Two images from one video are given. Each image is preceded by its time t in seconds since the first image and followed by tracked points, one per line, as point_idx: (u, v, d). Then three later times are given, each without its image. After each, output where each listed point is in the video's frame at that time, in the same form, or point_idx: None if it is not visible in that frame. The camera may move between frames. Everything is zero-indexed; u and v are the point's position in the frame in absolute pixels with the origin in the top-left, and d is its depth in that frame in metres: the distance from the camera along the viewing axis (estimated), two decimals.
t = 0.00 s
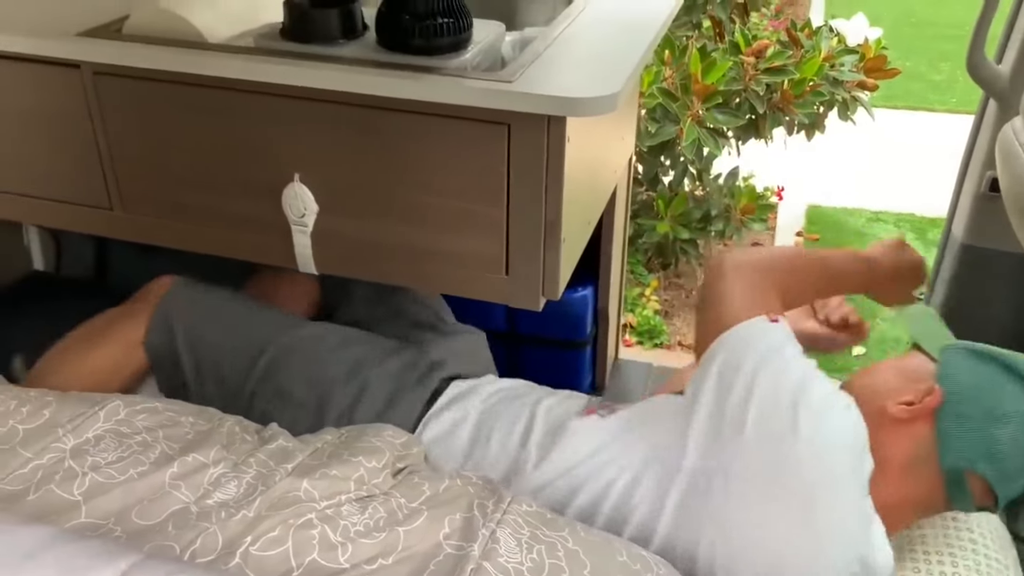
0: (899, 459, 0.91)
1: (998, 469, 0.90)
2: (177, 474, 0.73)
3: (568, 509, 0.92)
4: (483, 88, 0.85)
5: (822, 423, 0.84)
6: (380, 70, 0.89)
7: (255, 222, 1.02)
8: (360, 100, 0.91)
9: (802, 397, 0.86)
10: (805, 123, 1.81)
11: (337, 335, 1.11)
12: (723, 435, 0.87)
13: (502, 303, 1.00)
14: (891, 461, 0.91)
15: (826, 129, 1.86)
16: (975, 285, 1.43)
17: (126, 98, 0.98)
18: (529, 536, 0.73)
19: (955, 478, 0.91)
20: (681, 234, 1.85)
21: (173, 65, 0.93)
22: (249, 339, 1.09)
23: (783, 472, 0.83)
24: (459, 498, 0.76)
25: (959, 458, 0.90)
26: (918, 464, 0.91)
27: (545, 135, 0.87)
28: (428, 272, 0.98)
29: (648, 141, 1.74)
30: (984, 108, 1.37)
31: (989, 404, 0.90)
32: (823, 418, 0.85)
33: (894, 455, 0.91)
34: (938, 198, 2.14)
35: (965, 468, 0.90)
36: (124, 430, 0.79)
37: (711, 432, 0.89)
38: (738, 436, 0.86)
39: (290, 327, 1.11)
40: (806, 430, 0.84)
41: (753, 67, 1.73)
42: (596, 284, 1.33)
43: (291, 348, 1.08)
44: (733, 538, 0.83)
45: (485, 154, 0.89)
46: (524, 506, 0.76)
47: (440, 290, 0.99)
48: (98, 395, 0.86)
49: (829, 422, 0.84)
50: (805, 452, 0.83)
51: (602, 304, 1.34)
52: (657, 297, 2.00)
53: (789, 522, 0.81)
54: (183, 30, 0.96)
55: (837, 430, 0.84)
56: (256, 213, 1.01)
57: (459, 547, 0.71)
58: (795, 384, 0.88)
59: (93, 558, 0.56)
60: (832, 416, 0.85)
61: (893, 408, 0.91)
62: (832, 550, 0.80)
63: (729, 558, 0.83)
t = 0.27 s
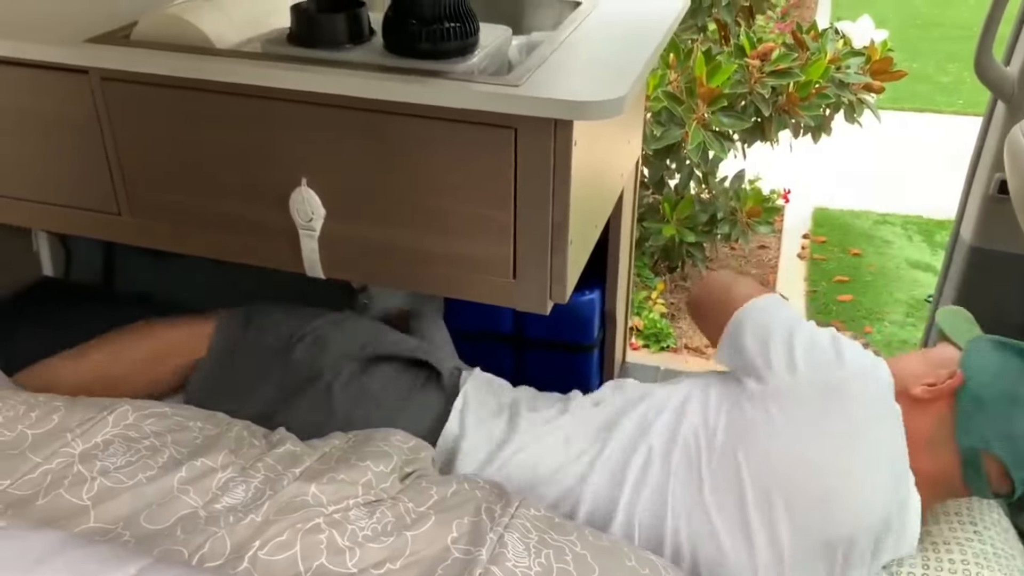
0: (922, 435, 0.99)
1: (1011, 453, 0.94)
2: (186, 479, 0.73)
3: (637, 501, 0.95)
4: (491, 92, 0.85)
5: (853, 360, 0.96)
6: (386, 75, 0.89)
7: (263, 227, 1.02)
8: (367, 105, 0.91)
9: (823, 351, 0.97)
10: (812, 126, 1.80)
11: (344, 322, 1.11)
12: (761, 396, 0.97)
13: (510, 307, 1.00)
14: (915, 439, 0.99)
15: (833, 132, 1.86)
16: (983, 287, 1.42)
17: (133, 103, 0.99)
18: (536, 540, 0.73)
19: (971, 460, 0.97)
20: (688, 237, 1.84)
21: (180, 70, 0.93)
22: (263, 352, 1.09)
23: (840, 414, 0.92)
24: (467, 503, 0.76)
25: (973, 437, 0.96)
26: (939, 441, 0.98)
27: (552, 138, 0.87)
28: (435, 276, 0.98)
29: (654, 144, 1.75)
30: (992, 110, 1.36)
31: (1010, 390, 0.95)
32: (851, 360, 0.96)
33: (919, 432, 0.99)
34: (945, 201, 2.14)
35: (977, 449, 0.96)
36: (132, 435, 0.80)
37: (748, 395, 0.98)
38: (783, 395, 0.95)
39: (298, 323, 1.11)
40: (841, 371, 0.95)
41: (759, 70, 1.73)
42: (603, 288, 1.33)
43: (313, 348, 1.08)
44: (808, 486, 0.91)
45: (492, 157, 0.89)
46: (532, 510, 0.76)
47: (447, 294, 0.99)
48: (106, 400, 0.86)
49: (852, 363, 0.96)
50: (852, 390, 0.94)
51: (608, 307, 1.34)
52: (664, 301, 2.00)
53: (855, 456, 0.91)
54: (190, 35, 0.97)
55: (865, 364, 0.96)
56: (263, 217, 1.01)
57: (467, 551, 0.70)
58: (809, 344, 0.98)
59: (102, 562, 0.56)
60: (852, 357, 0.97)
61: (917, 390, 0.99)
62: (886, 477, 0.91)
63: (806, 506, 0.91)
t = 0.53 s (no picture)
0: (897, 403, 0.98)
1: (977, 405, 0.94)
2: (180, 484, 0.74)
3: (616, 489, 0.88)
4: (485, 95, 0.85)
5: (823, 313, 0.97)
6: (381, 79, 0.90)
7: (261, 232, 1.02)
8: (362, 109, 0.91)
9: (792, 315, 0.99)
10: (814, 127, 1.80)
11: (358, 326, 1.06)
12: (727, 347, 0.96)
13: (508, 310, 1.00)
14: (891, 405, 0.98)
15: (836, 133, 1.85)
16: (986, 288, 1.42)
17: (131, 109, 0.99)
18: (530, 544, 0.73)
19: (941, 419, 0.96)
20: (691, 239, 1.83)
21: (176, 76, 0.94)
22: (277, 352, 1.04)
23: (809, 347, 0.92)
24: (461, 507, 0.76)
25: (936, 392, 0.95)
26: (911, 404, 0.97)
27: (547, 142, 0.87)
28: (433, 279, 0.99)
29: (655, 146, 1.74)
30: (992, 110, 1.36)
31: (978, 345, 0.95)
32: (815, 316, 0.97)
33: (895, 400, 0.98)
34: (949, 202, 2.13)
35: (942, 401, 0.95)
36: (128, 440, 0.80)
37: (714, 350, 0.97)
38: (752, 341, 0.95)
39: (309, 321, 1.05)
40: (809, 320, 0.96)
41: (761, 71, 1.73)
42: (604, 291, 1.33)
43: (320, 349, 1.02)
44: (787, 410, 0.87)
45: (487, 161, 0.89)
46: (526, 514, 0.76)
47: (445, 298, 0.99)
48: (103, 406, 0.86)
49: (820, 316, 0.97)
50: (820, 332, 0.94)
51: (609, 310, 1.33)
52: (668, 303, 1.99)
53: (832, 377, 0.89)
54: (186, 40, 0.97)
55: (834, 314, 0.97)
56: (260, 222, 1.02)
57: (460, 556, 0.70)
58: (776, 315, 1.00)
59: (92, 568, 0.57)
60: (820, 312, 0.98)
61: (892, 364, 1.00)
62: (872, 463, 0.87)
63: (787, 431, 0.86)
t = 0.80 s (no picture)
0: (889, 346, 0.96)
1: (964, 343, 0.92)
2: (180, 488, 0.74)
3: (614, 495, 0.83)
4: (485, 99, 0.85)
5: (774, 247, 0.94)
6: (380, 83, 0.90)
7: (263, 235, 1.03)
8: (361, 113, 0.91)
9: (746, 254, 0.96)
10: (820, 127, 1.79)
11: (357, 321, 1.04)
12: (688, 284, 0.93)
13: (509, 312, 1.00)
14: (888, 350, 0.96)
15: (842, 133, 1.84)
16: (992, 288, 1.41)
17: (133, 115, 1.00)
18: (528, 548, 0.73)
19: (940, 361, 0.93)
20: (697, 241, 1.83)
21: (177, 81, 0.94)
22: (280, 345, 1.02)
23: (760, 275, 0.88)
24: (460, 511, 0.76)
25: (921, 313, 0.94)
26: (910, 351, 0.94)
27: (547, 145, 0.87)
28: (434, 282, 0.99)
29: (660, 147, 1.73)
30: (996, 110, 1.35)
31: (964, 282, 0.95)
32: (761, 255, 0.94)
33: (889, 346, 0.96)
34: (957, 202, 2.12)
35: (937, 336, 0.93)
36: (129, 444, 0.80)
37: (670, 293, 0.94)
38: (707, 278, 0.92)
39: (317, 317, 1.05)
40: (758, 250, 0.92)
41: (767, 71, 1.72)
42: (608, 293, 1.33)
43: (323, 339, 1.01)
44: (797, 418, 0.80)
45: (486, 163, 0.89)
46: (526, 517, 0.76)
47: (447, 301, 0.99)
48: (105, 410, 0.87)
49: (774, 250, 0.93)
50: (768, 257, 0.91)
51: (613, 312, 1.33)
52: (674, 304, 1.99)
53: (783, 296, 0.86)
54: (188, 46, 0.97)
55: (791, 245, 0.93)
56: (262, 226, 1.02)
57: (458, 559, 0.71)
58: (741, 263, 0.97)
59: (89, 572, 0.57)
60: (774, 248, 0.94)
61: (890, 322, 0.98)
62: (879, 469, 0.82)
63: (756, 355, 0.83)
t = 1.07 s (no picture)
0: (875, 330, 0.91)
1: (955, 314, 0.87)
2: (184, 488, 0.74)
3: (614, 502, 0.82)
4: (490, 98, 0.85)
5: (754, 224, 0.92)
6: (385, 82, 0.89)
7: (268, 235, 1.03)
8: (366, 113, 0.91)
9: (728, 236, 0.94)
10: (826, 127, 1.79)
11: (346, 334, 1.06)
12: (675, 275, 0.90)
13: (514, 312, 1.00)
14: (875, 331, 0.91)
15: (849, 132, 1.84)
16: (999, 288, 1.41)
17: (138, 114, 1.00)
18: (533, 549, 0.72)
19: (932, 335, 0.87)
20: (703, 240, 1.82)
21: (181, 80, 0.94)
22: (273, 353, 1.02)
23: (742, 258, 0.85)
24: (464, 511, 0.76)
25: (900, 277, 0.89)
26: (896, 323, 0.89)
27: (552, 144, 0.86)
28: (439, 282, 0.98)
29: (666, 147, 1.73)
30: (1004, 109, 1.35)
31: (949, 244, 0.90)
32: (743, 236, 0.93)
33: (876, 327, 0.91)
34: (964, 202, 2.11)
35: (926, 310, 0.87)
36: (133, 444, 0.80)
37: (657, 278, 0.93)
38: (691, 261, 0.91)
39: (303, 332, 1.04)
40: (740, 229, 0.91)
41: (773, 71, 1.72)
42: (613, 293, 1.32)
43: (312, 348, 1.01)
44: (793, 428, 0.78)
45: (491, 162, 0.89)
46: (530, 518, 0.76)
47: (451, 300, 0.99)
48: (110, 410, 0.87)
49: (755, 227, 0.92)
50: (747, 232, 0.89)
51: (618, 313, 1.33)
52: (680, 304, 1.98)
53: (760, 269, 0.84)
54: (193, 46, 0.97)
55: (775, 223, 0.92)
56: (267, 226, 1.02)
57: (463, 560, 0.70)
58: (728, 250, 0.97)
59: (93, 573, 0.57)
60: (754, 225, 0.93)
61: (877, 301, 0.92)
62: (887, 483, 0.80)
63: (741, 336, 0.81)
